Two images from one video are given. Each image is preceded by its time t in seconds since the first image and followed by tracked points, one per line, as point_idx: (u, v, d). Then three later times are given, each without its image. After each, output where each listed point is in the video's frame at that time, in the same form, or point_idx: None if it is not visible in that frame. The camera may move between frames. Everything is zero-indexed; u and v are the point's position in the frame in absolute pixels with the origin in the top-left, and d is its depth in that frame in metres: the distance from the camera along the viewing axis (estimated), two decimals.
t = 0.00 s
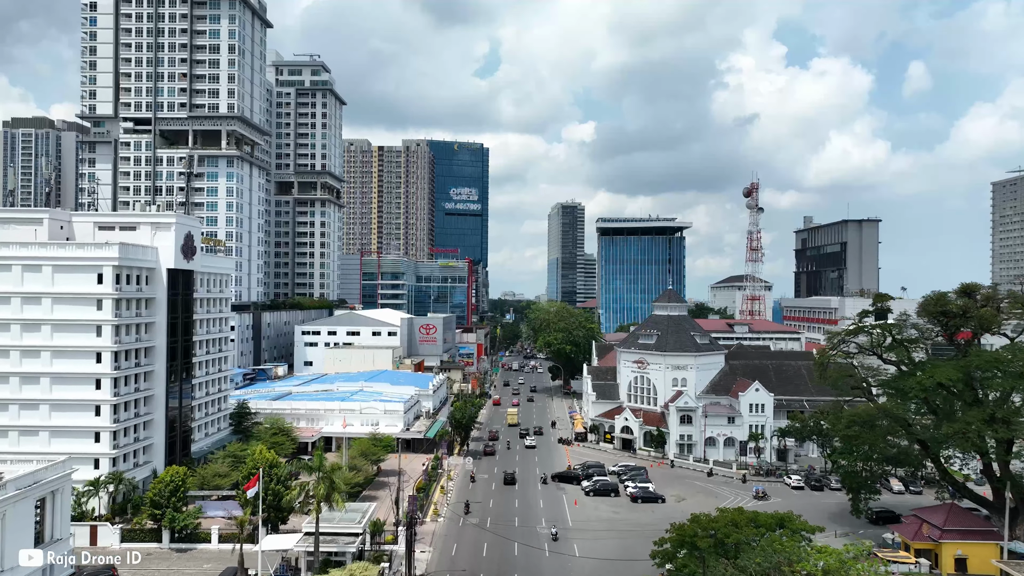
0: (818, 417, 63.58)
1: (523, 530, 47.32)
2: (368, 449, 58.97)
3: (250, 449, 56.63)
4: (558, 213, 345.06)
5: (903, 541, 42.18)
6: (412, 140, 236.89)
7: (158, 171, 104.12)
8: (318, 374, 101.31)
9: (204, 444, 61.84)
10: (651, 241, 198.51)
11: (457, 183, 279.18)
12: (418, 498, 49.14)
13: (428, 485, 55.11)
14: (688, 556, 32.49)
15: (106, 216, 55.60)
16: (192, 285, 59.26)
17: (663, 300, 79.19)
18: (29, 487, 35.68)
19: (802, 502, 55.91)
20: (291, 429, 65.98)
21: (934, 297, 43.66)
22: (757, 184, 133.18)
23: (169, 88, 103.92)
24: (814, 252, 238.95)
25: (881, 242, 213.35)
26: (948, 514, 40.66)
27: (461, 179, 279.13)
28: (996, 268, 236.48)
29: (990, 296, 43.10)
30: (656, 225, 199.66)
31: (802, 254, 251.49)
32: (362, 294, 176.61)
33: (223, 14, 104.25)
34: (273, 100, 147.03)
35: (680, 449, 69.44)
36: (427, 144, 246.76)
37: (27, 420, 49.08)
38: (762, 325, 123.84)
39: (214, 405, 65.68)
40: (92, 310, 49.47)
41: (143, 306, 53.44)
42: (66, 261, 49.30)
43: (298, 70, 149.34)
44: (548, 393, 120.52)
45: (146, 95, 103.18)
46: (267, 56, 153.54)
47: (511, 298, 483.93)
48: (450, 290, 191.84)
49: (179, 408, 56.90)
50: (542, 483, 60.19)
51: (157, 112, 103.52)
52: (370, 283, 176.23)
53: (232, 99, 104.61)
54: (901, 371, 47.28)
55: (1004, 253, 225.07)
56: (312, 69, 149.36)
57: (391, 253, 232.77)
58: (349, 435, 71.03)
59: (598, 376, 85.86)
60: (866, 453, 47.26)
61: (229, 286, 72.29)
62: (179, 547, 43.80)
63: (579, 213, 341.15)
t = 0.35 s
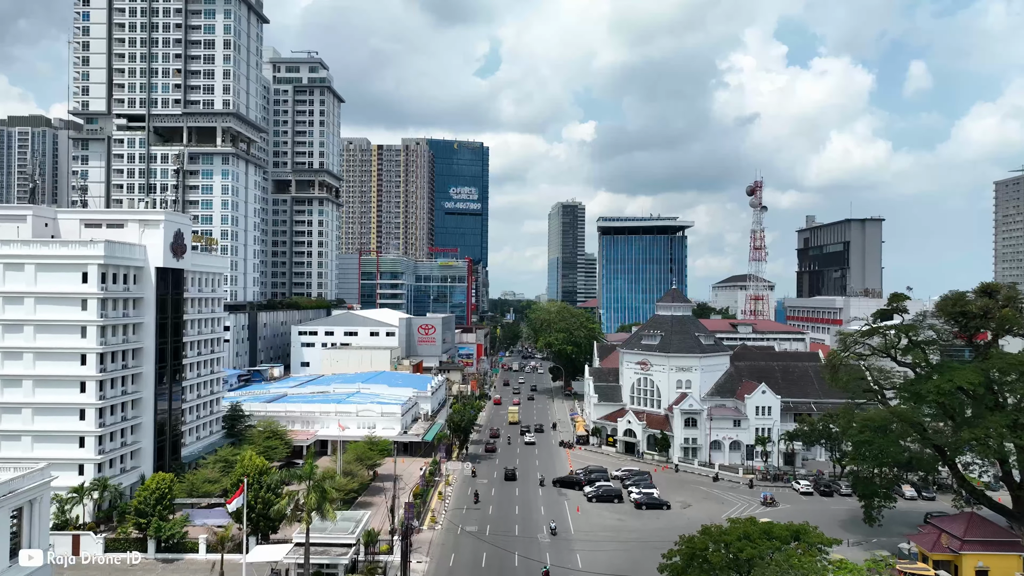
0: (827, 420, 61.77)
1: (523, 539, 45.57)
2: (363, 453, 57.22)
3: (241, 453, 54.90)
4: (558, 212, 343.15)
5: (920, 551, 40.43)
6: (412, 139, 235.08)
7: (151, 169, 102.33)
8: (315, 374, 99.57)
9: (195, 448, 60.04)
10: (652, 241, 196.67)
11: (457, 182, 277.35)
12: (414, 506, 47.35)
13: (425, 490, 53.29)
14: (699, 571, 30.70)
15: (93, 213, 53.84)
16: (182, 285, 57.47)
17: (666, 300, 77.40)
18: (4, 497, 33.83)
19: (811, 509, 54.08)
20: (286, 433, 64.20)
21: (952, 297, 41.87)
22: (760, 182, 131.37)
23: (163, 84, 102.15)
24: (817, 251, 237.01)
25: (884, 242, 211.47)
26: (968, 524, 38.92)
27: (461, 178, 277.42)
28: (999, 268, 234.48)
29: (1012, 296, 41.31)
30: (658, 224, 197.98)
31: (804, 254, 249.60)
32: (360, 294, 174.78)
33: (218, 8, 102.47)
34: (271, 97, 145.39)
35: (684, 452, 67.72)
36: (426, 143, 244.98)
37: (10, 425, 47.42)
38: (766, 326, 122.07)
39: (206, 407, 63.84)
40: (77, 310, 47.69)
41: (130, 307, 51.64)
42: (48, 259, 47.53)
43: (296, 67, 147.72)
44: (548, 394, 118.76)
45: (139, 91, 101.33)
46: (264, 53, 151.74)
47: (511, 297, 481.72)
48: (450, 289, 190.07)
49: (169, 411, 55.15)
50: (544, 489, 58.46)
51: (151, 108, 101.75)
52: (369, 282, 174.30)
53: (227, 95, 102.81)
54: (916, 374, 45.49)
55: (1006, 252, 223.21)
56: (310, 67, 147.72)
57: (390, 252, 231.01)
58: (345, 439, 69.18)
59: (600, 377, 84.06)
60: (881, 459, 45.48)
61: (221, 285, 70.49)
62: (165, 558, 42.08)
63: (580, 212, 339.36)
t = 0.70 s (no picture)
0: (837, 424, 59.94)
1: (523, 549, 43.75)
2: (358, 458, 55.41)
3: (232, 459, 53.15)
4: (559, 211, 341.27)
5: (940, 564, 38.55)
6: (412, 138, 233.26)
7: (145, 166, 100.49)
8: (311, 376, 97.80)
9: (185, 452, 58.25)
10: (654, 240, 194.74)
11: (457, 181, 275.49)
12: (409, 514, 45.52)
13: (421, 497, 51.43)
14: None
15: (78, 210, 52.06)
16: (171, 284, 55.67)
17: (670, 299, 75.55)
18: None
19: (822, 516, 52.19)
20: (279, 436, 62.43)
21: (972, 297, 40.03)
22: (764, 181, 129.39)
23: (157, 80, 100.35)
24: (819, 251, 235.02)
25: (888, 242, 209.50)
26: (991, 536, 37.04)
27: (461, 177, 275.50)
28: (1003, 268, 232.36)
29: None
30: (659, 223, 196.25)
31: (806, 253, 247.66)
32: (359, 293, 172.90)
33: (213, 3, 100.58)
34: (268, 94, 143.47)
35: (689, 457, 65.93)
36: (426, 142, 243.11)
37: None
38: (770, 326, 120.21)
39: (197, 410, 62.04)
40: (59, 310, 45.89)
41: (117, 306, 49.84)
42: (29, 257, 45.71)
43: (294, 63, 145.73)
44: (549, 395, 116.93)
45: (133, 87, 99.47)
46: (262, 50, 149.87)
47: (512, 297, 479.80)
48: (450, 289, 188.18)
49: (157, 414, 53.34)
50: (545, 494, 56.68)
51: (145, 105, 99.98)
52: (367, 282, 172.07)
53: (222, 91, 100.94)
54: (934, 378, 43.63)
55: (1010, 252, 221.26)
56: (308, 63, 145.75)
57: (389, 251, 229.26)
58: (340, 442, 67.35)
59: (602, 379, 82.17)
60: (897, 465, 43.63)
61: (214, 284, 68.65)
62: (149, 569, 40.29)
63: (580, 212, 337.60)
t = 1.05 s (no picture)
0: (847, 428, 58.17)
1: (525, 560, 41.93)
2: (353, 463, 53.62)
3: (222, 465, 51.52)
4: (559, 211, 339.26)
5: None
6: (412, 136, 231.37)
7: (138, 163, 98.67)
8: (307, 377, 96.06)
9: (175, 456, 56.39)
10: (656, 239, 192.85)
11: (457, 180, 273.56)
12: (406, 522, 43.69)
13: (418, 505, 49.62)
14: None
15: (63, 206, 50.22)
16: (160, 283, 53.82)
17: (674, 299, 73.77)
18: None
19: (834, 524, 50.36)
20: (271, 440, 60.66)
21: (996, 296, 38.20)
22: (768, 179, 127.59)
23: (150, 75, 98.49)
24: (822, 250, 233.21)
25: (891, 241, 207.77)
26: (1017, 548, 35.17)
27: (461, 176, 273.63)
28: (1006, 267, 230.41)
29: None
30: (661, 222, 194.48)
31: (808, 253, 245.88)
32: (358, 293, 171.02)
33: None
34: (264, 92, 141.65)
35: (694, 461, 64.21)
36: (426, 140, 241.32)
37: None
38: (774, 326, 118.44)
39: (187, 413, 60.14)
40: (41, 310, 44.08)
41: (102, 306, 47.97)
42: (9, 255, 43.91)
43: (291, 60, 143.79)
44: (549, 396, 115.11)
45: (126, 83, 97.61)
46: (259, 46, 148.05)
47: (512, 297, 477.85)
48: (449, 289, 186.37)
49: (146, 418, 51.56)
50: (546, 500, 54.90)
51: (138, 101, 98.07)
52: (366, 281, 169.83)
53: (218, 87, 99.14)
54: (954, 381, 41.77)
55: (1012, 252, 219.59)
56: (305, 60, 143.79)
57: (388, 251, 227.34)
58: (335, 446, 65.53)
59: (605, 380, 80.37)
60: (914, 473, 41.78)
61: (206, 283, 66.80)
62: None
63: (580, 211, 335.54)
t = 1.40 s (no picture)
0: (858, 431, 56.31)
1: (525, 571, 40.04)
2: (347, 469, 51.77)
3: (212, 471, 49.73)
4: (559, 210, 337.66)
5: None
6: (411, 135, 229.59)
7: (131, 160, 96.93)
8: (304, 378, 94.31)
9: (164, 461, 54.60)
10: (657, 238, 190.97)
11: (456, 180, 271.76)
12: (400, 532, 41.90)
13: (415, 513, 47.77)
14: None
15: (46, 202, 48.42)
16: (148, 282, 51.97)
17: (679, 300, 71.92)
18: None
19: (846, 532, 48.49)
20: (263, 445, 58.86)
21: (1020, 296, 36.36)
22: (771, 177, 125.70)
23: (143, 71, 96.64)
24: (824, 250, 231.34)
25: (894, 240, 206.08)
26: None
27: (461, 175, 271.87)
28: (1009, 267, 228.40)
29: None
30: (662, 221, 192.69)
31: (811, 252, 243.93)
32: (356, 293, 169.19)
33: None
34: (261, 89, 139.78)
35: (700, 465, 62.40)
36: (425, 139, 239.54)
37: None
38: (778, 326, 116.61)
39: (177, 417, 58.35)
40: (21, 310, 42.28)
41: (86, 307, 46.12)
42: None
43: (288, 57, 142.06)
44: (550, 398, 113.20)
45: (118, 78, 95.81)
46: (256, 43, 146.27)
47: (511, 297, 475.96)
48: (449, 288, 184.49)
49: (132, 422, 49.69)
50: (547, 507, 53.04)
51: (131, 97, 96.24)
52: (364, 281, 168.13)
53: (212, 83, 97.28)
54: (975, 385, 39.87)
55: (1015, 251, 217.65)
56: (303, 57, 142.05)
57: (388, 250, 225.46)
58: (330, 450, 63.74)
59: (607, 382, 78.50)
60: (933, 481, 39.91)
61: (198, 282, 64.96)
62: None
63: (580, 210, 333.81)
